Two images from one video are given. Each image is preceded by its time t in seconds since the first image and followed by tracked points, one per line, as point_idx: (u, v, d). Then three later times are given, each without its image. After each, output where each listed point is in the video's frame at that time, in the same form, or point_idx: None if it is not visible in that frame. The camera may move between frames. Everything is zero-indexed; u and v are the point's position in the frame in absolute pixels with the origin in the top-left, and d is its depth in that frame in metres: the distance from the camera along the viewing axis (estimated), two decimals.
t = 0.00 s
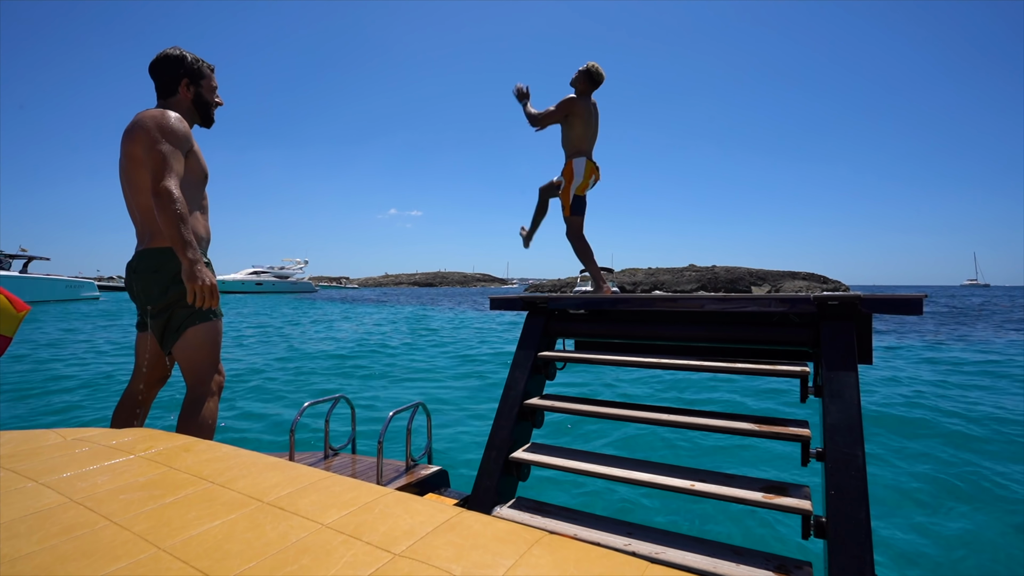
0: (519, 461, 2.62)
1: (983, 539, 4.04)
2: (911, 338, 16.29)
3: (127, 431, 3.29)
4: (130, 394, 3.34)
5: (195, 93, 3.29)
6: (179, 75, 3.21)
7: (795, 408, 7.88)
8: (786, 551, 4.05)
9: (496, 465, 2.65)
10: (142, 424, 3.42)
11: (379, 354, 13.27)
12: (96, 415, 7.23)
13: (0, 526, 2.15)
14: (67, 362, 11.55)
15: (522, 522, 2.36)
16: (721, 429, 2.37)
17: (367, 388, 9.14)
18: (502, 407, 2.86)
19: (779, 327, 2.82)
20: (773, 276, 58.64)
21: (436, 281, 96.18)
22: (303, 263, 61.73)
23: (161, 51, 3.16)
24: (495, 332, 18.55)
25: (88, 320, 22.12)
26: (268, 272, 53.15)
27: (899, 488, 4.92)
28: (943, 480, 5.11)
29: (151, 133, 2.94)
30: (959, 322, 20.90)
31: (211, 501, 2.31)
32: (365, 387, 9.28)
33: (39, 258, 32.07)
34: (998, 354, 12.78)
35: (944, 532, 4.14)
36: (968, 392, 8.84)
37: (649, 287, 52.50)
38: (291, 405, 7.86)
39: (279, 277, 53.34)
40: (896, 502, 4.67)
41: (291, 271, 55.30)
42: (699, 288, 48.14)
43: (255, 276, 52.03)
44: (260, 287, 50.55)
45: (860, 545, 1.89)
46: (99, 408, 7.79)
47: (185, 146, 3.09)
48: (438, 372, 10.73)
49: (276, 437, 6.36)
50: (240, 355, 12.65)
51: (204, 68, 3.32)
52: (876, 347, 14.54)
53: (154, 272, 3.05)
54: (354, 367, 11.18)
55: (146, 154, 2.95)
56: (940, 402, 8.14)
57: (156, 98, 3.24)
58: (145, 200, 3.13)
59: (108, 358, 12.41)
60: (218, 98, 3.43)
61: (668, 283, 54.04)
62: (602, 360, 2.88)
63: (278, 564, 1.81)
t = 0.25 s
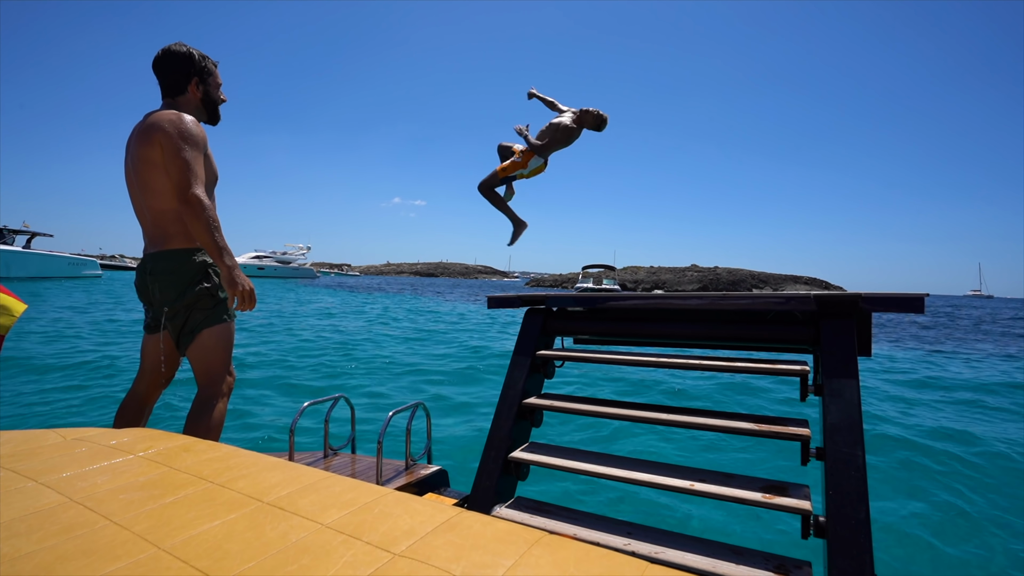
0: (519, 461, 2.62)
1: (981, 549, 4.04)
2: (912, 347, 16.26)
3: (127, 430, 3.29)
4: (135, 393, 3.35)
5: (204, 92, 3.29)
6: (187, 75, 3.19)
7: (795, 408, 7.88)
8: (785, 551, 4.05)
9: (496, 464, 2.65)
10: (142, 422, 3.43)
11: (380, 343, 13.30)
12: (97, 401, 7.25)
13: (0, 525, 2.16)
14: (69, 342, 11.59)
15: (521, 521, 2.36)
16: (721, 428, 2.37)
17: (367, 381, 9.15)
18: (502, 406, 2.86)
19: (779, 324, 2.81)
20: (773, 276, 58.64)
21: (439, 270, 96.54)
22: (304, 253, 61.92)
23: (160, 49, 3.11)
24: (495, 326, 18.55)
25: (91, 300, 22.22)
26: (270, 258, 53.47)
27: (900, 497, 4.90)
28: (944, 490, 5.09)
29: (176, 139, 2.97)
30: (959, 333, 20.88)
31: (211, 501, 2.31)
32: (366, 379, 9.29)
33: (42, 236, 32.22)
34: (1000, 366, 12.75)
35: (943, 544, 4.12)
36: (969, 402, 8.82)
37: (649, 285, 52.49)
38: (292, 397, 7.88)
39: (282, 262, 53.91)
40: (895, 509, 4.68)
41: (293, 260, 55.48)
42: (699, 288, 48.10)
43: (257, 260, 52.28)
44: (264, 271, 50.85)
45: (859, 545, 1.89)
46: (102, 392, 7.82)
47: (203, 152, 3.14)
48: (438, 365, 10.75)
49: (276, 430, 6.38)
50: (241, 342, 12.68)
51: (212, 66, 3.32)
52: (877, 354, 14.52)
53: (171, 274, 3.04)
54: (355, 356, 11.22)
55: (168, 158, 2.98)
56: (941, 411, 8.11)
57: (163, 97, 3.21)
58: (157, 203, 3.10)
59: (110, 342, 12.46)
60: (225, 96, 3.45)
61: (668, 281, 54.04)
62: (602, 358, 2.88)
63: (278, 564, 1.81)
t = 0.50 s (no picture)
0: (519, 460, 2.62)
1: None
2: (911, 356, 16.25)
3: (127, 429, 3.29)
4: (142, 392, 3.35)
5: (214, 94, 3.30)
6: (198, 75, 3.20)
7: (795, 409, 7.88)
8: (783, 552, 4.05)
9: (496, 464, 2.65)
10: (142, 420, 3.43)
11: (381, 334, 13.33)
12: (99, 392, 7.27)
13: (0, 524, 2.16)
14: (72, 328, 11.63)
15: (521, 521, 2.36)
16: (722, 429, 2.37)
17: (368, 374, 9.17)
18: (501, 406, 2.86)
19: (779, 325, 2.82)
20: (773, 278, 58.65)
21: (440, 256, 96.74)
22: (306, 237, 62.08)
23: (168, 52, 3.13)
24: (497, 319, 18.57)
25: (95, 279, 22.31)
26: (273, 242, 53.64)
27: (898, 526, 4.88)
28: (942, 517, 5.07)
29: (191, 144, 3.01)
30: (959, 345, 20.87)
31: (211, 500, 2.31)
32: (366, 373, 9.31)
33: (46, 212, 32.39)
34: (999, 379, 12.73)
35: None
36: (968, 419, 8.81)
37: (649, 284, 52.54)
38: (293, 390, 7.90)
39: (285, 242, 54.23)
40: (897, 539, 4.67)
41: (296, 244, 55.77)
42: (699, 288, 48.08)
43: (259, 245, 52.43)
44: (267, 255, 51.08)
45: (859, 546, 1.89)
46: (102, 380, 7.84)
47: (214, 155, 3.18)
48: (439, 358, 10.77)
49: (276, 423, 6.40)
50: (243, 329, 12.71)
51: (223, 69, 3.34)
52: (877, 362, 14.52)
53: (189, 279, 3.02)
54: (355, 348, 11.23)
55: (184, 164, 3.00)
56: (941, 429, 8.09)
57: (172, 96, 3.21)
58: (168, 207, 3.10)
59: (113, 326, 12.50)
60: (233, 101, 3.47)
61: (668, 279, 54.08)
62: (602, 358, 2.88)
63: (278, 563, 1.81)
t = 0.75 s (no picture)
0: (519, 458, 2.62)
1: None
2: (912, 357, 16.24)
3: (127, 426, 3.29)
4: (142, 392, 3.35)
5: (236, 101, 3.35)
6: (223, 81, 3.25)
7: (795, 408, 7.88)
8: (783, 551, 4.05)
9: (496, 462, 2.65)
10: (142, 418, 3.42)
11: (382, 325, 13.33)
12: (99, 381, 7.28)
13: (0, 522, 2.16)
14: (75, 314, 11.65)
15: (521, 519, 2.36)
16: (722, 427, 2.36)
17: (369, 367, 9.17)
18: (501, 405, 2.86)
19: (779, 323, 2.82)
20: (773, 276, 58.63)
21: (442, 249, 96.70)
22: (309, 227, 62.17)
23: (196, 56, 3.18)
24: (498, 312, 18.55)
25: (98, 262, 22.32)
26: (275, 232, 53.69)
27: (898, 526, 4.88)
28: (941, 519, 5.07)
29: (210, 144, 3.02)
30: (960, 347, 20.86)
31: (211, 498, 2.31)
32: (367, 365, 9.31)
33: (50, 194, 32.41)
34: (999, 382, 12.72)
35: None
36: (968, 422, 8.81)
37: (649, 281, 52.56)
38: (294, 383, 7.90)
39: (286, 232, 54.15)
40: (895, 538, 4.67)
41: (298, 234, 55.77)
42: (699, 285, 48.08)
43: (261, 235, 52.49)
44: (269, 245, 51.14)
45: (859, 544, 1.89)
46: (103, 369, 7.84)
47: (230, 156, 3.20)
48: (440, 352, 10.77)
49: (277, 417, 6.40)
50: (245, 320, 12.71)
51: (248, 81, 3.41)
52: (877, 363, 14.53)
53: (189, 278, 3.00)
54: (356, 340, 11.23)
55: (197, 160, 3.01)
56: (941, 432, 8.08)
57: (193, 96, 3.23)
58: (174, 202, 3.09)
59: (115, 311, 12.50)
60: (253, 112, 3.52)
61: (668, 276, 54.11)
62: (602, 356, 2.88)
63: (279, 561, 1.81)
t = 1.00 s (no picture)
0: (519, 456, 2.62)
1: None
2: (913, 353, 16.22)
3: (127, 425, 3.29)
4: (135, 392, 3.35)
5: (256, 116, 3.35)
6: (245, 94, 3.26)
7: (796, 406, 7.87)
8: (782, 548, 4.06)
9: (496, 459, 2.65)
10: (142, 415, 3.42)
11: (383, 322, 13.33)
12: (100, 375, 7.28)
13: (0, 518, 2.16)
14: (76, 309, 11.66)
15: (521, 517, 2.36)
16: (723, 425, 2.36)
17: (370, 364, 9.18)
18: (502, 401, 2.86)
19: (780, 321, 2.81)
20: (774, 272, 58.61)
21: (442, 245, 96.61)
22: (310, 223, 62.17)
23: (225, 69, 3.23)
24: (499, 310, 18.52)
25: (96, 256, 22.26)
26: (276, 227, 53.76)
27: (897, 523, 4.88)
28: (941, 516, 5.07)
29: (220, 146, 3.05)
30: (960, 343, 20.86)
31: (212, 495, 2.32)
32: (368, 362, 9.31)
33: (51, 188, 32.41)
34: (1000, 379, 12.70)
35: None
36: (969, 419, 8.81)
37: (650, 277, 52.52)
38: (294, 379, 7.91)
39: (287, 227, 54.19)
40: (895, 536, 4.67)
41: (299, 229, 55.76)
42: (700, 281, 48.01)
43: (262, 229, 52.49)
44: (270, 240, 51.17)
45: (859, 542, 1.89)
46: (104, 363, 7.83)
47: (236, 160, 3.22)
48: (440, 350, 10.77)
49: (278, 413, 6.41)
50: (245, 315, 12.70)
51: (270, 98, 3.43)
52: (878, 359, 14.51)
53: (170, 272, 2.95)
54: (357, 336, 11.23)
55: (202, 158, 3.01)
56: (942, 429, 8.09)
57: (215, 104, 3.25)
58: (168, 193, 3.07)
59: (114, 305, 12.48)
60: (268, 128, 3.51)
61: (669, 272, 54.03)
62: (603, 353, 2.88)
63: (279, 559, 1.81)
